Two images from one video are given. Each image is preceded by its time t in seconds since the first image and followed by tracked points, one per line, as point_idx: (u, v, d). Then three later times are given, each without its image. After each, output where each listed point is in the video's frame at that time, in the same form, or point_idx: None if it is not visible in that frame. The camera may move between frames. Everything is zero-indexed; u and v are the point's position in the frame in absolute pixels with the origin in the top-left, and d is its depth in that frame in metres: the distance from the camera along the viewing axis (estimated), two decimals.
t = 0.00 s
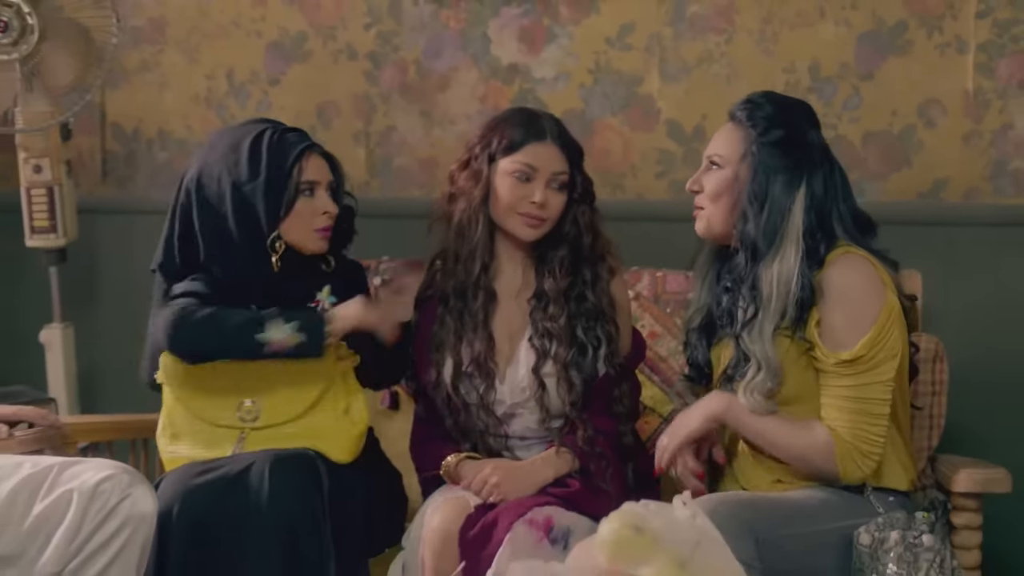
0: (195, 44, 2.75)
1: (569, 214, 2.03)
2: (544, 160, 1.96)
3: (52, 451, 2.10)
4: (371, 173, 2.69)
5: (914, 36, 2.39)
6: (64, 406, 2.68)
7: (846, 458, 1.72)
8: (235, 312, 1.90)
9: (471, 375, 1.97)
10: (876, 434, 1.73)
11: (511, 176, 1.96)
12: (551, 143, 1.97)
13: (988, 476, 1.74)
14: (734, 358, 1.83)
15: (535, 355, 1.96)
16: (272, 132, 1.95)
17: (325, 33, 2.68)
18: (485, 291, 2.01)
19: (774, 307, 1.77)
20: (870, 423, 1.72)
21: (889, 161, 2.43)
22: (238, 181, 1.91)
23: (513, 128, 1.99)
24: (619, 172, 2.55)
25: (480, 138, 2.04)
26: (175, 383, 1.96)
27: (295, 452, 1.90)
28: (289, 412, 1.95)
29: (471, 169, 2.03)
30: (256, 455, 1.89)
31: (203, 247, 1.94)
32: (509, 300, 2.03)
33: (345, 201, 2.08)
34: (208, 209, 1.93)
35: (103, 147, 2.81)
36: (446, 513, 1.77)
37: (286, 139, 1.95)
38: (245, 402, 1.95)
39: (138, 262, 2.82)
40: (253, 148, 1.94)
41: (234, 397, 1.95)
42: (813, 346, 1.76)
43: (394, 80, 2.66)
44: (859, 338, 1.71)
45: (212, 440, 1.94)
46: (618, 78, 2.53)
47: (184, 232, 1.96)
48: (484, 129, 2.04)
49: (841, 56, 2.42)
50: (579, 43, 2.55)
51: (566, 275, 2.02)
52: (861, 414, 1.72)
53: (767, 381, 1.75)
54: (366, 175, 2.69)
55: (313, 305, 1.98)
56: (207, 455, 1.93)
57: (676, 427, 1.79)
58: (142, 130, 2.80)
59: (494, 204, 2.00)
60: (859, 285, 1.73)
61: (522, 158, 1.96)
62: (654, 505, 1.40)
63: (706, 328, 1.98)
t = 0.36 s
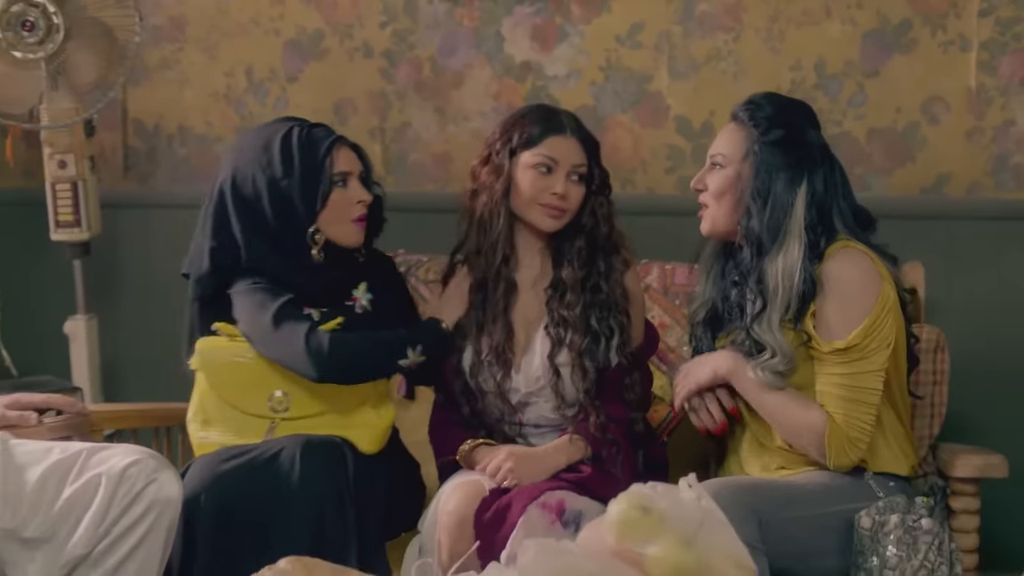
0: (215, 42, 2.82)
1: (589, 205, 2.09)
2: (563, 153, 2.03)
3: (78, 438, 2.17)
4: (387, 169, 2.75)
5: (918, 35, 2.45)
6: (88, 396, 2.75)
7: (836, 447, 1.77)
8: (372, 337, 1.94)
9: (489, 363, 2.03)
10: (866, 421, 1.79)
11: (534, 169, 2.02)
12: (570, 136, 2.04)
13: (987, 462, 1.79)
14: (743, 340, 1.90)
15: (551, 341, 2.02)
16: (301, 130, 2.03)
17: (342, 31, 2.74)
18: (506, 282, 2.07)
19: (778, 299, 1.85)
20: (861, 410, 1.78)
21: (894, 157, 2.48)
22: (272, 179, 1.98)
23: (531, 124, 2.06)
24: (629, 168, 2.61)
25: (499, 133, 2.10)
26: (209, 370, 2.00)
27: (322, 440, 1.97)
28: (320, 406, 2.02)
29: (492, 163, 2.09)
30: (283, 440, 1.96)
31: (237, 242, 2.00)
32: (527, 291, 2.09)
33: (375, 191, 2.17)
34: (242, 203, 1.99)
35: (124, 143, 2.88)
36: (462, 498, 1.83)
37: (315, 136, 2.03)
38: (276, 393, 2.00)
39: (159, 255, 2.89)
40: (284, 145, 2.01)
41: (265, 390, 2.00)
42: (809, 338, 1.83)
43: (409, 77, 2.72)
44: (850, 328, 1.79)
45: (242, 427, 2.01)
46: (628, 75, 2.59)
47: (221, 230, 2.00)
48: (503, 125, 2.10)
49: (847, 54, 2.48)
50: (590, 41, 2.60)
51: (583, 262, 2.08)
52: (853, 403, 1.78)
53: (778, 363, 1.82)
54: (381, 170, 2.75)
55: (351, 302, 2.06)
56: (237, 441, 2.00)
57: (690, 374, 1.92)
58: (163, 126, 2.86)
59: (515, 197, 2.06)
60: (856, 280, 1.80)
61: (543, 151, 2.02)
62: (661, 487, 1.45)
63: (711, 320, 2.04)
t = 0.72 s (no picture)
0: (236, 40, 2.88)
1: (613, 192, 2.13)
2: (584, 141, 2.09)
3: (107, 425, 2.26)
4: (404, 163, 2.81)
5: (924, 32, 2.50)
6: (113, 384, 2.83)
7: (827, 426, 1.88)
8: (400, 333, 2.02)
9: (507, 352, 2.11)
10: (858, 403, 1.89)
11: (554, 156, 2.10)
12: (592, 127, 2.11)
13: (986, 449, 1.85)
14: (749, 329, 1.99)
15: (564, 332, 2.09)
16: (338, 125, 2.11)
17: (360, 29, 2.80)
18: (526, 268, 2.15)
19: (778, 291, 1.95)
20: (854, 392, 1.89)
21: (900, 152, 2.53)
22: (308, 174, 2.07)
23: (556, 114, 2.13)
24: (641, 162, 2.66)
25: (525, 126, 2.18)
26: (240, 361, 2.11)
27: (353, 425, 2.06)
28: (347, 397, 2.11)
29: (518, 153, 2.16)
30: (310, 426, 2.06)
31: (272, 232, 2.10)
32: (543, 282, 2.15)
33: (409, 187, 2.24)
34: (277, 196, 2.09)
35: (147, 138, 2.95)
36: (480, 481, 1.92)
37: (353, 132, 2.11)
38: (304, 383, 2.10)
39: (180, 252, 2.96)
40: (321, 141, 2.09)
41: (294, 380, 2.10)
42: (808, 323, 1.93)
43: (426, 73, 2.78)
44: (846, 311, 1.90)
45: (272, 417, 2.11)
46: (640, 71, 2.65)
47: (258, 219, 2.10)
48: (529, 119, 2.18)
49: (855, 50, 2.53)
50: (603, 38, 2.66)
51: (594, 255, 2.13)
52: (846, 382, 1.89)
53: (789, 355, 1.93)
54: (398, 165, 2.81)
55: (379, 294, 2.14)
56: (267, 429, 2.10)
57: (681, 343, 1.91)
58: (185, 122, 2.93)
59: (536, 185, 2.13)
60: (852, 266, 1.91)
61: (565, 139, 2.09)
62: (670, 467, 1.50)
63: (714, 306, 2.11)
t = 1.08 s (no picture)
0: (257, 40, 2.95)
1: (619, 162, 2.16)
2: (553, 136, 2.19)
3: (133, 415, 2.32)
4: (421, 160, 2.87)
5: (931, 32, 2.54)
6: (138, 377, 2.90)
7: (863, 407, 1.94)
8: (416, 321, 2.10)
9: (535, 345, 2.19)
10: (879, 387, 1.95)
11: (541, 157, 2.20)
12: (611, 125, 2.17)
13: (989, 438, 1.90)
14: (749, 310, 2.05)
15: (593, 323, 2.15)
16: (363, 126, 2.18)
17: (378, 29, 2.87)
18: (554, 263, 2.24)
19: (778, 260, 2.01)
20: (869, 376, 1.95)
21: (908, 150, 2.58)
22: (336, 172, 2.14)
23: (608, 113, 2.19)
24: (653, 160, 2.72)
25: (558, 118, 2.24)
26: (260, 352, 2.17)
27: (372, 414, 2.13)
28: (366, 384, 2.18)
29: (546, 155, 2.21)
30: (330, 414, 2.12)
31: (297, 225, 2.16)
32: (575, 279, 2.22)
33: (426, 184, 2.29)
34: (302, 191, 2.14)
35: (170, 136, 3.02)
36: (497, 469, 1.99)
37: (377, 133, 2.18)
38: (323, 372, 2.16)
39: (200, 246, 3.03)
40: (346, 141, 2.16)
41: (314, 369, 2.16)
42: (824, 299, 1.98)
43: (442, 72, 2.84)
44: (865, 296, 1.95)
45: (292, 405, 2.17)
46: (653, 70, 2.70)
47: (280, 211, 2.16)
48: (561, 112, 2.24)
49: (863, 50, 2.58)
50: (617, 38, 2.71)
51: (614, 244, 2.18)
52: (868, 364, 1.94)
53: (777, 332, 2.00)
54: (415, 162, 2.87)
55: (396, 287, 2.21)
56: (286, 418, 2.17)
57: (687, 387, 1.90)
58: (207, 120, 2.99)
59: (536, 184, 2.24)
60: (866, 250, 1.96)
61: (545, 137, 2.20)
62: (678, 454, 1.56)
63: (721, 300, 2.15)
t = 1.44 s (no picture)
0: (277, 42, 3.01)
1: (596, 168, 2.21)
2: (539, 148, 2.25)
3: (159, 408, 2.39)
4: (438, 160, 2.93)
5: (940, 34, 2.59)
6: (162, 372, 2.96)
7: (876, 421, 2.00)
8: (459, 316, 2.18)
9: (548, 341, 2.27)
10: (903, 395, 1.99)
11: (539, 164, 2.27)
12: (610, 131, 2.23)
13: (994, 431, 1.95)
14: (772, 317, 2.09)
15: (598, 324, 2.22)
16: (414, 122, 2.27)
17: (396, 31, 2.92)
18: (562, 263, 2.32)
19: (806, 267, 2.04)
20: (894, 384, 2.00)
21: (916, 150, 2.63)
22: (395, 165, 2.22)
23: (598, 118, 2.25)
24: (666, 160, 2.77)
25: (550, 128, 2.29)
26: (296, 345, 2.24)
27: (399, 408, 2.21)
28: (403, 380, 2.25)
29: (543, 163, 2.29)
30: (359, 409, 2.19)
31: (355, 218, 2.23)
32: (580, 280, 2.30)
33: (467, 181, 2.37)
34: (361, 182, 2.21)
35: (192, 136, 3.08)
36: (515, 461, 2.05)
37: (427, 130, 2.27)
38: (356, 369, 2.23)
39: (223, 246, 3.09)
40: (400, 136, 2.24)
41: (348, 365, 2.23)
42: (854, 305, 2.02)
43: (459, 74, 2.89)
44: (895, 313, 1.98)
45: (323, 398, 2.24)
46: (666, 72, 2.75)
47: (337, 204, 2.22)
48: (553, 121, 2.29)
49: (873, 52, 2.63)
50: (630, 40, 2.76)
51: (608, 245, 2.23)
52: (889, 377, 2.00)
53: (802, 336, 2.04)
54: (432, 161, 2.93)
55: (439, 288, 2.27)
56: (319, 412, 2.24)
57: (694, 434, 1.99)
58: (229, 121, 3.06)
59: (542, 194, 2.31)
60: (893, 261, 1.99)
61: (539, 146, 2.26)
62: (690, 444, 1.61)
63: (739, 289, 2.21)
